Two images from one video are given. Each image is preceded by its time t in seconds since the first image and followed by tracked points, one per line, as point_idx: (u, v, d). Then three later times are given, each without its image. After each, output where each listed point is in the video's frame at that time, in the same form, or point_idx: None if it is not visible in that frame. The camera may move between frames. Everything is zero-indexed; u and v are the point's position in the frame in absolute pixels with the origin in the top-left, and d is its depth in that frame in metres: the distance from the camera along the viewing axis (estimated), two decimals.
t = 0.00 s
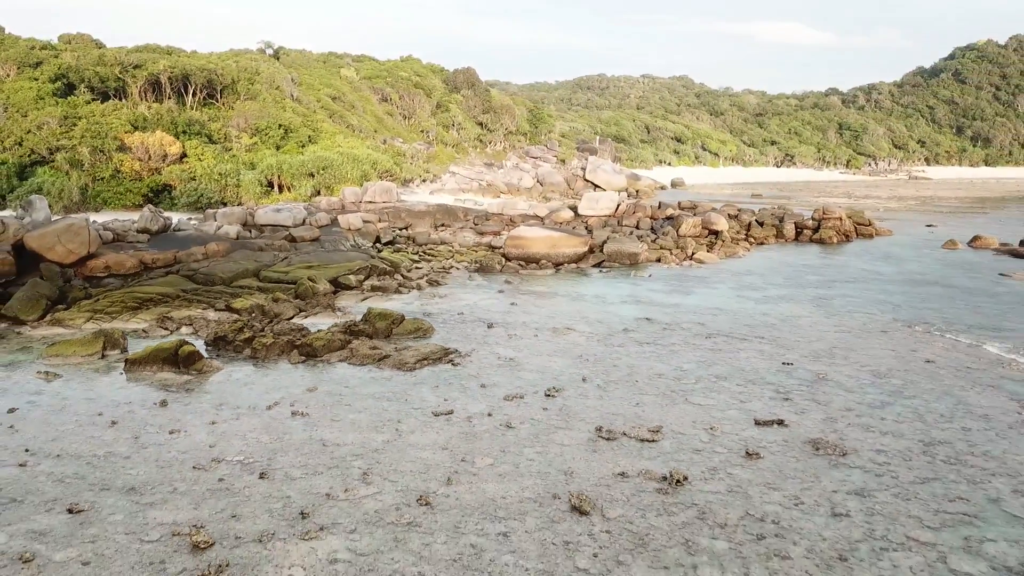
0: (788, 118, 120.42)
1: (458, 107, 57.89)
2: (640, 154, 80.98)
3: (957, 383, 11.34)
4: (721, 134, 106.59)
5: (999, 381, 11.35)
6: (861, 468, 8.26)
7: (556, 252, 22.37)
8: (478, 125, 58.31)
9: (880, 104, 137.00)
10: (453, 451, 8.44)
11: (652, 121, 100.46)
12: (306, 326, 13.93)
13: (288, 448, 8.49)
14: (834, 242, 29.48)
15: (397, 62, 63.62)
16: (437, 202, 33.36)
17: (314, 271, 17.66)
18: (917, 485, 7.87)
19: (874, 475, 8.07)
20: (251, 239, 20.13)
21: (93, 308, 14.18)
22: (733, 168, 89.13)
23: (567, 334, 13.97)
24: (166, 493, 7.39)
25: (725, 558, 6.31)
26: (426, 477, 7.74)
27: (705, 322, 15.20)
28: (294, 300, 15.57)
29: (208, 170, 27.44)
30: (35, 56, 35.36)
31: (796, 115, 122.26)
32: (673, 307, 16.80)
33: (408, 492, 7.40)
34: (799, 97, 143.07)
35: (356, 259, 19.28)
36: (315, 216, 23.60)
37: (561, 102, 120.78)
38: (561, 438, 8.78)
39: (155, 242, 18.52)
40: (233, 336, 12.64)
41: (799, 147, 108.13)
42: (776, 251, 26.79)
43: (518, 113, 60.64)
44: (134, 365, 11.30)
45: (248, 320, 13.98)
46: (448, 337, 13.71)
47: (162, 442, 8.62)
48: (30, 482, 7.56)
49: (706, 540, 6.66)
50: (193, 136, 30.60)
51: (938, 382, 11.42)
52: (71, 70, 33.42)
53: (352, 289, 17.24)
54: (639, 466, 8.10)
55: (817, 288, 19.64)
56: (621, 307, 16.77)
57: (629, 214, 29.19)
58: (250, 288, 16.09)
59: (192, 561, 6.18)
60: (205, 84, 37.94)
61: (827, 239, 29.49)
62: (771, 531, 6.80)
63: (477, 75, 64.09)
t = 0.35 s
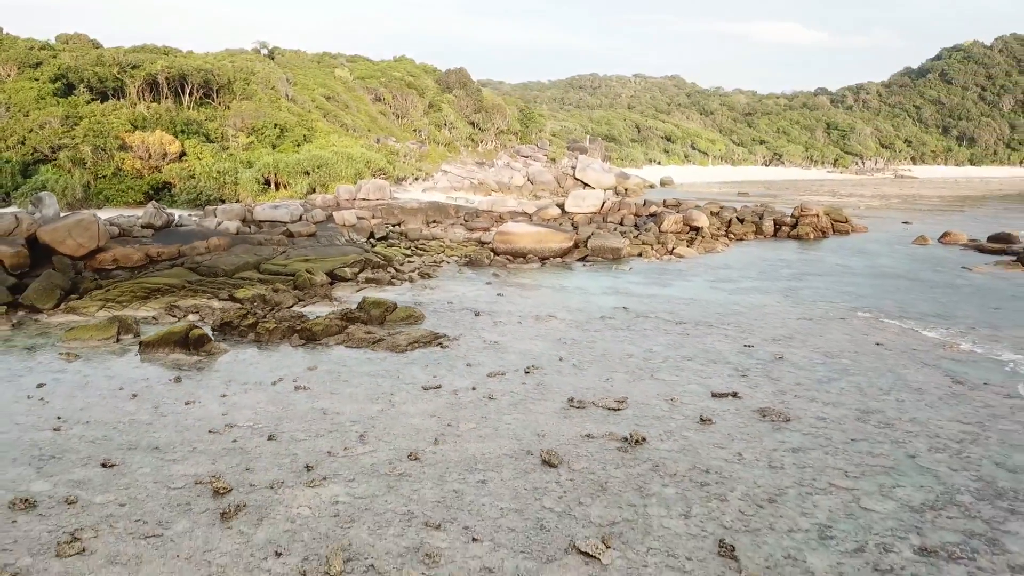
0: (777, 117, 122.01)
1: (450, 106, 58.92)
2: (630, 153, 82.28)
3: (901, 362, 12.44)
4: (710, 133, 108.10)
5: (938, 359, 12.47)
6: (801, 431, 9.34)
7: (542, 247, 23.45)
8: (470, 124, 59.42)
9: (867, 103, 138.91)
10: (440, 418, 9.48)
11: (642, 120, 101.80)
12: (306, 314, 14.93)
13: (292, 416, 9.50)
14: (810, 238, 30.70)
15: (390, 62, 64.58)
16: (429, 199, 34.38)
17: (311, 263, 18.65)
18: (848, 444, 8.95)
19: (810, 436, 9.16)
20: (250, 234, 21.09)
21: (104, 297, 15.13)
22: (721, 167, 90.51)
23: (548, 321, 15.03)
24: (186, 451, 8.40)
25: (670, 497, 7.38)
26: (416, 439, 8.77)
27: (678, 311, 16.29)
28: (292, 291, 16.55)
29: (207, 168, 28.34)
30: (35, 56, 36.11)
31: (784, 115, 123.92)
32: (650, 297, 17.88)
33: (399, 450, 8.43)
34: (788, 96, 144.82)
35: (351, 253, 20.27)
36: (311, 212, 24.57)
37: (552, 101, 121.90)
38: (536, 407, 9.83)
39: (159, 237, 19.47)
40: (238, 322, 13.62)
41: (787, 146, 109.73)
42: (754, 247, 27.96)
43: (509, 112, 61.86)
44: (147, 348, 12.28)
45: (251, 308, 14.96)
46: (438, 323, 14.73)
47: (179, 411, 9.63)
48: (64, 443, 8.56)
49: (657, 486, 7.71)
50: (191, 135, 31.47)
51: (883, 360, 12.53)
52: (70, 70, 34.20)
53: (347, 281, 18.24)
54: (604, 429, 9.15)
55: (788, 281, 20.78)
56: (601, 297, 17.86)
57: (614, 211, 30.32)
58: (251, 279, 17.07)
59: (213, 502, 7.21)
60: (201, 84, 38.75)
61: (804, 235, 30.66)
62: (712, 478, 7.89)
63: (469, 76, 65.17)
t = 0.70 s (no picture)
0: (769, 117, 123.36)
1: (445, 106, 59.91)
2: (623, 152, 83.46)
3: (860, 346, 13.44)
4: (702, 132, 109.34)
5: (894, 343, 13.47)
6: (760, 404, 10.32)
7: (533, 243, 24.38)
8: (465, 124, 60.52)
9: (859, 102, 140.43)
10: (432, 394, 10.42)
11: (636, 119, 102.95)
12: (307, 304, 15.86)
13: (298, 392, 10.44)
14: (793, 235, 31.71)
15: (386, 62, 65.50)
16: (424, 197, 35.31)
17: (311, 258, 19.57)
18: (800, 414, 9.92)
19: (767, 408, 10.14)
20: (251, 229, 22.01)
21: (116, 288, 16.05)
22: (713, 166, 91.80)
23: (535, 311, 15.99)
24: (203, 421, 9.33)
25: (635, 458, 8.35)
26: (410, 411, 9.71)
27: (658, 301, 17.30)
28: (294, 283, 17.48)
29: (208, 167, 29.20)
30: (36, 58, 36.81)
31: (776, 114, 125.27)
32: (633, 290, 18.87)
33: (395, 421, 9.36)
34: (780, 96, 146.35)
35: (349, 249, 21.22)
36: (310, 209, 25.50)
37: (547, 101, 122.97)
38: (520, 385, 10.79)
39: (164, 232, 20.40)
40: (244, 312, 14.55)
41: (778, 145, 111.08)
42: (738, 243, 29.03)
43: (503, 113, 63.32)
44: (161, 335, 13.20)
45: (256, 299, 15.87)
46: (431, 313, 15.67)
47: (195, 388, 10.56)
48: (92, 415, 9.49)
49: (625, 448, 8.64)
50: (192, 135, 32.31)
51: (844, 344, 13.52)
52: (72, 71, 34.93)
53: (346, 274, 19.16)
54: (581, 403, 10.11)
55: (766, 274, 21.82)
56: (587, 289, 18.84)
57: (603, 208, 31.32)
58: (254, 272, 17.98)
59: (230, 463, 8.13)
60: (200, 84, 39.49)
61: (787, 232, 31.68)
62: (675, 442, 8.86)
63: (463, 76, 66.20)
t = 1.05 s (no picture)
0: (762, 117, 124.54)
1: (441, 106, 60.86)
2: (617, 152, 84.48)
3: (825, 332, 14.43)
4: (696, 132, 110.42)
5: (857, 330, 14.46)
6: (726, 382, 11.30)
7: (524, 239, 25.35)
8: (460, 123, 61.47)
9: (851, 102, 141.78)
10: (426, 374, 11.38)
11: (629, 119, 104.00)
12: (309, 295, 16.79)
13: (303, 372, 11.39)
14: (778, 232, 32.69)
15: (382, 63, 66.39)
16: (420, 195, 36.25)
17: (311, 252, 20.49)
18: (761, 391, 10.91)
19: (732, 385, 11.13)
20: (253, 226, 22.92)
21: (128, 281, 16.96)
22: (706, 166, 92.86)
23: (524, 302, 16.95)
24: (218, 397, 10.28)
25: (608, 427, 9.32)
26: (406, 389, 10.66)
27: (641, 293, 18.29)
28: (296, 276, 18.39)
29: (210, 166, 30.10)
30: (38, 59, 37.49)
31: (769, 114, 126.48)
32: (619, 283, 19.85)
33: (392, 396, 10.31)
34: (773, 96, 147.64)
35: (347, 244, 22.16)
36: (310, 207, 26.42)
37: (542, 100, 123.85)
38: (507, 367, 11.75)
39: (171, 228, 21.31)
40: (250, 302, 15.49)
41: (771, 144, 112.28)
42: (723, 239, 30.07)
43: (497, 112, 64.16)
44: (174, 322, 14.12)
45: (260, 291, 16.80)
46: (426, 304, 16.62)
47: (208, 369, 11.51)
48: (116, 391, 10.43)
49: (600, 419, 9.61)
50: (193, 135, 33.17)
51: (811, 331, 14.52)
52: (74, 72, 35.66)
53: (345, 268, 20.10)
54: (563, 382, 11.07)
55: (747, 268, 22.83)
56: (575, 282, 19.82)
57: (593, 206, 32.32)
58: (257, 265, 18.89)
59: (245, 431, 9.08)
60: (200, 85, 40.20)
61: (771, 229, 32.67)
62: (645, 414, 9.83)
63: (459, 76, 67.14)
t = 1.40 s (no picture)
0: (755, 117, 125.84)
1: (436, 106, 61.92)
2: (610, 152, 85.61)
3: (792, 320, 15.53)
4: (689, 132, 111.63)
5: (822, 318, 15.56)
6: (695, 362, 12.38)
7: (516, 236, 26.40)
8: (455, 123, 62.52)
9: (843, 102, 143.28)
10: (421, 356, 12.43)
11: (623, 119, 105.14)
12: (311, 287, 17.81)
13: (308, 354, 12.42)
14: (761, 229, 33.84)
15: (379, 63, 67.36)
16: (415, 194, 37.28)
17: (312, 248, 21.50)
18: (726, 370, 11.99)
19: (700, 365, 12.21)
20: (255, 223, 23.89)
21: (139, 273, 17.96)
22: (698, 165, 94.05)
23: (514, 294, 18.01)
24: (232, 375, 11.30)
25: (584, 400, 10.38)
26: (403, 368, 11.71)
27: (625, 286, 19.37)
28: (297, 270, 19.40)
29: (212, 165, 31.09)
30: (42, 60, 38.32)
31: (761, 114, 127.82)
32: (604, 276, 20.92)
33: (390, 375, 11.35)
34: (766, 96, 149.08)
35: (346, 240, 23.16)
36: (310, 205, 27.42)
37: (537, 100, 124.86)
38: (495, 350, 12.80)
39: (177, 225, 22.26)
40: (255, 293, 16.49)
41: (763, 144, 113.61)
42: (708, 236, 31.21)
43: (492, 112, 65.25)
44: (186, 311, 15.12)
45: (264, 283, 17.81)
46: (421, 295, 17.64)
47: (221, 351, 12.53)
48: (138, 370, 11.45)
49: (577, 393, 10.67)
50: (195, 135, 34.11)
51: (779, 319, 15.62)
52: (77, 73, 36.52)
53: (344, 263, 21.13)
54: (546, 362, 12.13)
55: (728, 263, 23.94)
56: (563, 276, 20.89)
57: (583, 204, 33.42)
58: (261, 260, 19.90)
59: (258, 403, 10.11)
60: (200, 85, 41.10)
61: (755, 227, 33.81)
62: (619, 389, 10.90)
63: (454, 77, 68.21)
